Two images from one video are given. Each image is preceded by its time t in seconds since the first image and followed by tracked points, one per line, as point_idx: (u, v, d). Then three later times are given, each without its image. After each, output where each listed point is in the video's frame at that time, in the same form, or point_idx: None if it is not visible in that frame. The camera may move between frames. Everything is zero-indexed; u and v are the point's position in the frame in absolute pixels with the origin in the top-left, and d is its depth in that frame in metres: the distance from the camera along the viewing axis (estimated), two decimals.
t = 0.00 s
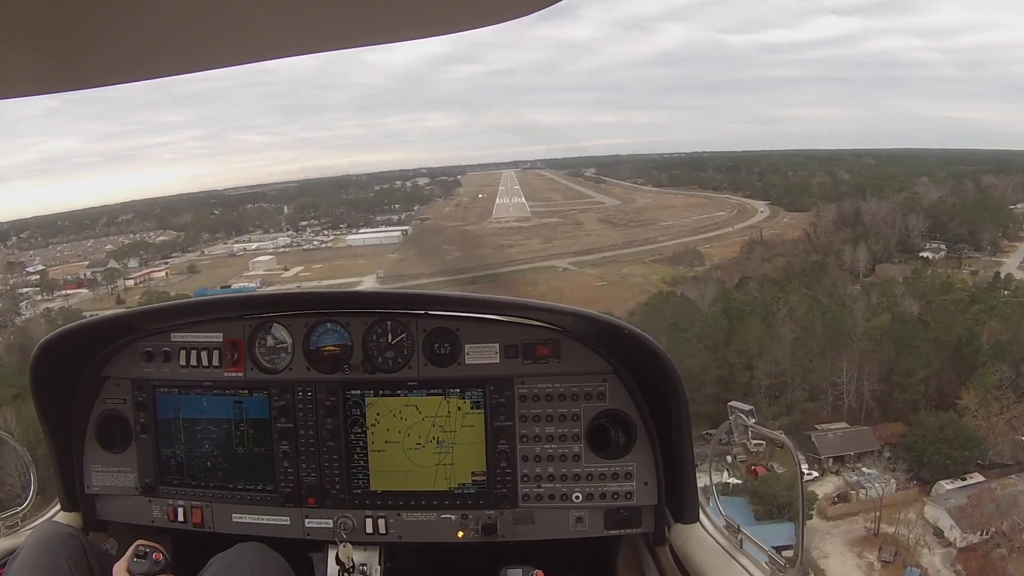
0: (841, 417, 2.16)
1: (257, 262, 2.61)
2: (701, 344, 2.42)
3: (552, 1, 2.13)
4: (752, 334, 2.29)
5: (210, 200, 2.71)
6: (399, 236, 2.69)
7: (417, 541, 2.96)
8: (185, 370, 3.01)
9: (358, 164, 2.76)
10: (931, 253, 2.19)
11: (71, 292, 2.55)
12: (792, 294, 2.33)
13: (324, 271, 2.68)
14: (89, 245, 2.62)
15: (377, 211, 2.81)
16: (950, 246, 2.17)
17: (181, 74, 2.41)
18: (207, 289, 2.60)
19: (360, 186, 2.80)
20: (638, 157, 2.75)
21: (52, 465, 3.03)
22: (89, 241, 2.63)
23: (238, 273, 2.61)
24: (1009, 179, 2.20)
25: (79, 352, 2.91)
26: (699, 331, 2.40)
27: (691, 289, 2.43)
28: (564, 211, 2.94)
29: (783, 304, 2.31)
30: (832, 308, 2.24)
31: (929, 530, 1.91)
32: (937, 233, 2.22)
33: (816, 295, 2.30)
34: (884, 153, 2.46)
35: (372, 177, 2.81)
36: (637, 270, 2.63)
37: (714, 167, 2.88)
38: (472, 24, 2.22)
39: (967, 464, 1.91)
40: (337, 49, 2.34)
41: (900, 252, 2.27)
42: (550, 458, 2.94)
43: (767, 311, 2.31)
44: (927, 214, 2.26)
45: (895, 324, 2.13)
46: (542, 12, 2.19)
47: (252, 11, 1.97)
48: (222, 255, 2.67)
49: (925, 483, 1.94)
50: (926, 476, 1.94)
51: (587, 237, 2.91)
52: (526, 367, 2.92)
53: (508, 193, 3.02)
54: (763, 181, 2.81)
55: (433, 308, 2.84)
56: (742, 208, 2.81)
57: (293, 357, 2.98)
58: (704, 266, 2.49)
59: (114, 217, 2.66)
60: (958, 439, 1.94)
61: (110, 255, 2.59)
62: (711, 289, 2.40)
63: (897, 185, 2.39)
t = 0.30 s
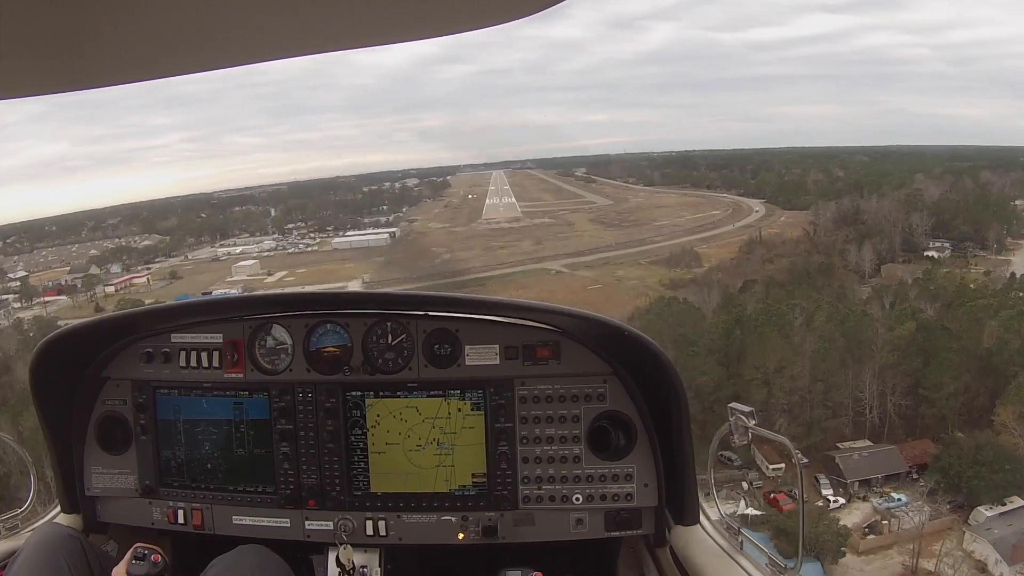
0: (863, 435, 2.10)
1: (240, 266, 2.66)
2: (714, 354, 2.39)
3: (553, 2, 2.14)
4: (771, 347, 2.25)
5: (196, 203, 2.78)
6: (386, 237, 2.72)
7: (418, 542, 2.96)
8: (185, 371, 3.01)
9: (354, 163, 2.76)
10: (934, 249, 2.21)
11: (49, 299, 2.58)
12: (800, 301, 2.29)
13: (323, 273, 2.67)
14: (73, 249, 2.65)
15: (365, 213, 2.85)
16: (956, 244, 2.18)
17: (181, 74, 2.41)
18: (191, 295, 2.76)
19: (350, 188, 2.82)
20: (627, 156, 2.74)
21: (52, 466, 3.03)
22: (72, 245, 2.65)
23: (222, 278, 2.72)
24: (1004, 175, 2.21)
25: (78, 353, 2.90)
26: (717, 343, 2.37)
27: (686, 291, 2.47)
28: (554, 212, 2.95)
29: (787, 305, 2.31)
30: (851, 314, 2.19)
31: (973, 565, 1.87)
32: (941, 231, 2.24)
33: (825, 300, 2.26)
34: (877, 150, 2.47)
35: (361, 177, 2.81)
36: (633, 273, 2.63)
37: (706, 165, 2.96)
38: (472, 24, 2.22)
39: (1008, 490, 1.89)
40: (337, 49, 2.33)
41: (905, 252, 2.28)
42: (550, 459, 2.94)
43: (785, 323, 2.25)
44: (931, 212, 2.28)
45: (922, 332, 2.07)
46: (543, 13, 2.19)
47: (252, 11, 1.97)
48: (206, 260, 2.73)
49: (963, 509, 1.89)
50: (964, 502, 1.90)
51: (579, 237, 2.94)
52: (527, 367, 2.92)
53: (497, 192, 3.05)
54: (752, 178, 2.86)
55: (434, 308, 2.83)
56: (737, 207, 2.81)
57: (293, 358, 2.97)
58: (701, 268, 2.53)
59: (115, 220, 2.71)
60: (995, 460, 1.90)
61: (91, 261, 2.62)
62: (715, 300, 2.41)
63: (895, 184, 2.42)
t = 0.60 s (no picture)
0: (894, 458, 2.03)
1: (225, 274, 2.66)
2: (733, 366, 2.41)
3: (553, 3, 2.14)
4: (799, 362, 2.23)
5: (188, 208, 2.79)
6: (378, 239, 2.65)
7: (418, 543, 2.96)
8: (185, 371, 3.01)
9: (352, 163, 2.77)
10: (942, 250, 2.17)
11: (32, 307, 2.56)
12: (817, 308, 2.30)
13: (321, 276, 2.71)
14: (62, 255, 2.63)
15: (357, 216, 2.86)
16: (966, 242, 2.13)
17: (181, 74, 2.41)
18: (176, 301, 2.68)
19: (343, 192, 2.81)
20: (621, 157, 2.75)
21: (52, 466, 3.03)
22: (61, 251, 2.63)
23: (207, 285, 2.74)
24: (1006, 173, 2.13)
25: (78, 354, 2.90)
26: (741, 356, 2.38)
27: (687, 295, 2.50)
28: (552, 214, 2.99)
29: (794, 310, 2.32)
30: (876, 323, 2.15)
31: None
32: (949, 231, 2.20)
33: (841, 304, 2.27)
34: (874, 149, 2.46)
35: (354, 181, 2.83)
36: (632, 278, 2.70)
37: (701, 165, 2.93)
38: (473, 25, 2.23)
39: None
40: (337, 49, 2.33)
41: (913, 252, 2.25)
42: (550, 459, 2.94)
43: (810, 335, 2.25)
44: (940, 212, 2.25)
45: (955, 344, 2.02)
46: (543, 13, 2.20)
47: (252, 11, 1.97)
48: (193, 266, 2.74)
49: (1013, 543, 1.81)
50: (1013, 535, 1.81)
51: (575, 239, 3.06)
52: (527, 368, 2.92)
53: (491, 195, 3.06)
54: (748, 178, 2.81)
55: (433, 309, 2.84)
56: (735, 207, 2.78)
57: (294, 358, 2.97)
58: (703, 271, 2.57)
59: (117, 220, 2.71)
60: None
61: (78, 267, 2.63)
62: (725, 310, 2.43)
63: (896, 182, 2.43)
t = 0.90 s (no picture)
0: (934, 485, 1.91)
1: (215, 278, 2.68)
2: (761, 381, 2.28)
3: (553, 2, 2.14)
4: (831, 379, 2.13)
5: (182, 211, 2.74)
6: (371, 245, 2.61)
7: (418, 542, 2.96)
8: (184, 371, 3.01)
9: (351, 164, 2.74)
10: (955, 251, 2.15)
11: (18, 314, 2.53)
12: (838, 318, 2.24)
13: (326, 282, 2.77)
14: (54, 259, 2.58)
15: (352, 218, 2.86)
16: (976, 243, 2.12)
17: (180, 73, 2.41)
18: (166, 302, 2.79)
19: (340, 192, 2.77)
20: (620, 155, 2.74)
21: (52, 467, 3.02)
22: (55, 254, 2.59)
23: (197, 291, 2.71)
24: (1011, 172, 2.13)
25: (78, 353, 2.90)
26: (774, 374, 2.26)
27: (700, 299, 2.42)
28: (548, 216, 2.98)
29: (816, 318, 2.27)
30: (908, 336, 2.08)
31: None
32: (960, 232, 2.17)
33: (859, 311, 2.24)
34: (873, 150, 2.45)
35: (353, 183, 2.77)
36: (637, 280, 2.63)
37: (700, 165, 2.91)
38: (473, 24, 2.22)
39: None
40: (337, 49, 2.33)
41: (925, 254, 2.22)
42: (550, 459, 2.94)
43: (844, 351, 2.16)
44: (952, 211, 2.21)
45: (997, 358, 1.93)
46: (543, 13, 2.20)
47: (252, 11, 1.97)
48: (183, 271, 2.68)
49: None
50: None
51: (574, 240, 2.91)
52: (527, 367, 2.92)
53: (489, 196, 3.05)
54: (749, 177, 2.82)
55: (433, 308, 2.84)
56: (738, 208, 2.79)
57: (293, 358, 2.97)
58: (709, 273, 2.50)
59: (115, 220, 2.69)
60: None
61: (65, 272, 2.58)
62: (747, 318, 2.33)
63: (901, 182, 2.39)
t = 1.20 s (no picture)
0: (979, 524, 1.95)
1: (207, 279, 2.68)
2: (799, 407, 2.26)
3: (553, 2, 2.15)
4: (877, 410, 2.10)
5: (182, 210, 2.74)
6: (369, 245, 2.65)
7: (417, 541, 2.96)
8: (184, 371, 3.01)
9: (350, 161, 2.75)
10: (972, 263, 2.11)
11: (5, 312, 2.50)
12: (865, 340, 2.20)
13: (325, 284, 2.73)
14: (49, 257, 2.56)
15: (349, 220, 2.78)
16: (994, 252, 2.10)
17: (181, 74, 2.41)
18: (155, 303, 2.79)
19: (340, 193, 2.77)
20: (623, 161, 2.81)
21: (52, 465, 3.03)
22: (49, 253, 2.56)
23: (188, 291, 2.72)
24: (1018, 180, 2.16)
25: (78, 352, 2.91)
26: (815, 402, 2.24)
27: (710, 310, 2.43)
28: (552, 219, 2.87)
29: (844, 335, 2.23)
30: (954, 359, 2.05)
31: None
32: (978, 241, 2.14)
33: (885, 326, 2.18)
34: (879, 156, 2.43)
35: (354, 184, 2.76)
36: (642, 288, 2.65)
37: (705, 170, 2.80)
38: (474, 24, 2.23)
39: None
40: (337, 49, 2.33)
41: (943, 263, 2.16)
42: (550, 457, 2.94)
43: (886, 377, 2.13)
44: (968, 220, 2.18)
45: None
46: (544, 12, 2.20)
47: (252, 11, 1.97)
48: (175, 271, 2.68)
49: None
50: None
51: (578, 245, 2.90)
52: (527, 367, 2.92)
53: (490, 199, 2.96)
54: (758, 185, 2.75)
55: (433, 307, 2.84)
56: (745, 214, 2.71)
57: (293, 358, 2.98)
58: (719, 282, 2.49)
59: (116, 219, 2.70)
60: None
61: (56, 271, 2.55)
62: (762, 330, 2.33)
63: (911, 191, 2.34)
